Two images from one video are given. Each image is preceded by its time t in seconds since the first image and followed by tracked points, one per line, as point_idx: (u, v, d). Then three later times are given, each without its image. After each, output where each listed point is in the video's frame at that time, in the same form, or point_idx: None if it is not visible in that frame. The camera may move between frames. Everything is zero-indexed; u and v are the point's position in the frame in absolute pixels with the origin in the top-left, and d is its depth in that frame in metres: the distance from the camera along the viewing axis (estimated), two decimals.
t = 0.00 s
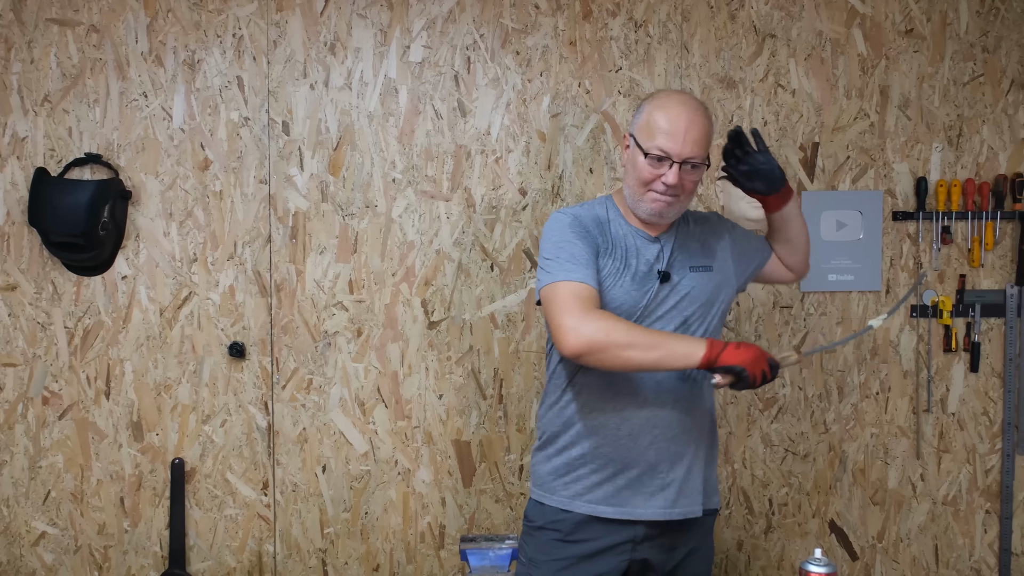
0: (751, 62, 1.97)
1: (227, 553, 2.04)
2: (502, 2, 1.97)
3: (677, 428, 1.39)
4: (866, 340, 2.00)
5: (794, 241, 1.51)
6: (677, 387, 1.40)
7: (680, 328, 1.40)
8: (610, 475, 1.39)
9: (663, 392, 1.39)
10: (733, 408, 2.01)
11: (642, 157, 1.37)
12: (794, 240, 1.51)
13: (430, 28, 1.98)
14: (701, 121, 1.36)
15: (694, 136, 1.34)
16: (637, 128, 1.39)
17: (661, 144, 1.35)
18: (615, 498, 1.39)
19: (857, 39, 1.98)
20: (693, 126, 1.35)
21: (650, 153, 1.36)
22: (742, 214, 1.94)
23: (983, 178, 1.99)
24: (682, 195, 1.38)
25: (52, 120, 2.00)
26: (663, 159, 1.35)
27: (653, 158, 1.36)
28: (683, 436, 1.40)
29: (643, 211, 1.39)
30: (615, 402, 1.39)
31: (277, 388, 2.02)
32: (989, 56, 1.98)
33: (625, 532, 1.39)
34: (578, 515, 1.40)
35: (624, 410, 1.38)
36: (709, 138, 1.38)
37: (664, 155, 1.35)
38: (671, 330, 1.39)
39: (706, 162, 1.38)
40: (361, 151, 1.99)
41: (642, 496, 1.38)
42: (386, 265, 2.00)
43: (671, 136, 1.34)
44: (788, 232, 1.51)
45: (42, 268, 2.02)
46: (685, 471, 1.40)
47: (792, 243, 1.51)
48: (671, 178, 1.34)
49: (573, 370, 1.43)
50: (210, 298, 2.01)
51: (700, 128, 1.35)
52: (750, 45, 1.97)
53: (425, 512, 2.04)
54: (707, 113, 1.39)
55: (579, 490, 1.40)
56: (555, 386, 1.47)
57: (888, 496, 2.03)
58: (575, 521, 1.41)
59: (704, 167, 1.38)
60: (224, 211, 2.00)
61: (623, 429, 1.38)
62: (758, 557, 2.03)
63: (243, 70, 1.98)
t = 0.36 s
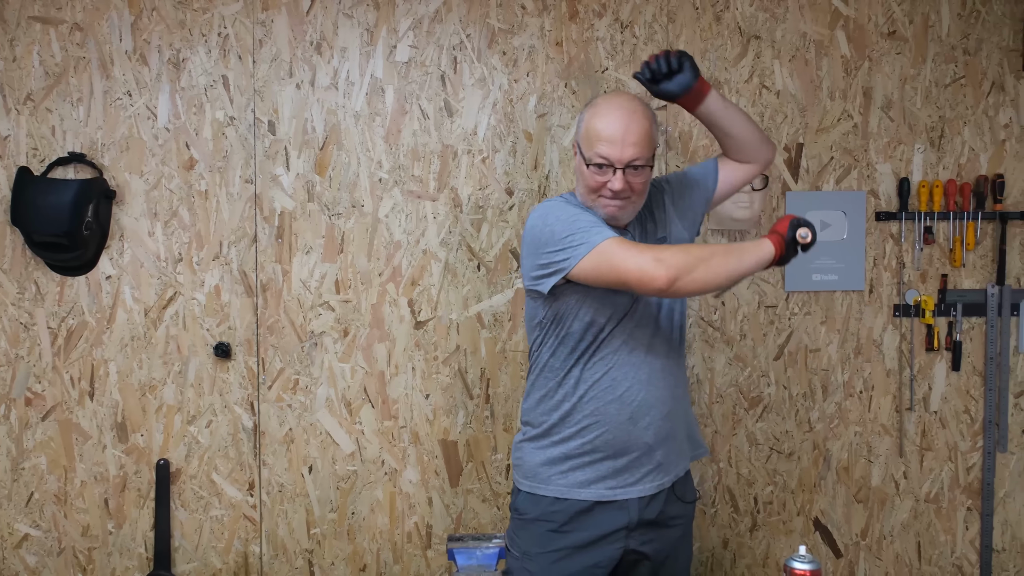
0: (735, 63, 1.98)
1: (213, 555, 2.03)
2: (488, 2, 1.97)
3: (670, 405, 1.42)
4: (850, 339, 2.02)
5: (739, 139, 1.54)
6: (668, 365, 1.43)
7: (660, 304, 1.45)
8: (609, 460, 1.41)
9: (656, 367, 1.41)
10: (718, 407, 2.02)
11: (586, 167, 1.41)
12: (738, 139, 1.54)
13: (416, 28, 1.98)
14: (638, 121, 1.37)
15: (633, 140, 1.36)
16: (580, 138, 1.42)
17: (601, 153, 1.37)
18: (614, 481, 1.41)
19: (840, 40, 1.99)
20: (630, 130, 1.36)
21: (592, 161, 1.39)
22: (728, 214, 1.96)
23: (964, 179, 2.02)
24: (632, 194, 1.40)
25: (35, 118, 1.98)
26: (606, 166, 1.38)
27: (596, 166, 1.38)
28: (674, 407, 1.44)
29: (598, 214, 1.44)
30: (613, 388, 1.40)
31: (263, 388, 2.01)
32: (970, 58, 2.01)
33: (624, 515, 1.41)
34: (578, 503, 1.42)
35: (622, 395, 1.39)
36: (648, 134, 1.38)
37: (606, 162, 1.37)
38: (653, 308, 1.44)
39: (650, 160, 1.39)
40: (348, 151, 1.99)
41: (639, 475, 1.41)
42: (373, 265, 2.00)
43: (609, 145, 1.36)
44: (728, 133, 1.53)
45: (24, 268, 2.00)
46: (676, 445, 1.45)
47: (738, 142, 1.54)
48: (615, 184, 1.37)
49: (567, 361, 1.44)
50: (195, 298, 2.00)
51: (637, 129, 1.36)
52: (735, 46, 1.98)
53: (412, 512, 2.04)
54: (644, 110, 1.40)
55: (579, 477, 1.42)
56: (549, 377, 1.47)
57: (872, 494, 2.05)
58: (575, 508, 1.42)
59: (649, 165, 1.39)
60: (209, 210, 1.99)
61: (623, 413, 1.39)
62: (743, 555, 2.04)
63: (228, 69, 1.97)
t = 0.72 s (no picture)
0: (725, 64, 1.99)
1: (203, 556, 2.02)
2: (479, 2, 1.98)
3: (597, 405, 1.44)
4: (838, 338, 2.03)
5: (639, 117, 1.47)
6: (596, 367, 1.44)
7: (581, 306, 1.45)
8: (542, 463, 1.46)
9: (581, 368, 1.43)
10: (708, 406, 2.03)
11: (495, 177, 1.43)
12: (638, 116, 1.47)
13: (406, 28, 1.97)
14: (541, 126, 1.40)
15: (537, 145, 1.39)
16: (489, 149, 1.45)
17: (507, 159, 1.40)
18: (551, 482, 1.46)
19: (829, 42, 2.01)
20: (533, 136, 1.39)
21: (500, 169, 1.41)
22: (717, 215, 1.92)
23: (951, 179, 2.03)
24: (543, 198, 1.41)
25: (23, 117, 1.97)
26: (512, 173, 1.40)
27: (503, 174, 1.41)
28: (604, 403, 1.45)
29: (514, 222, 1.45)
30: (537, 395, 1.43)
31: (254, 388, 2.01)
32: (957, 59, 2.02)
33: (567, 512, 1.47)
34: (519, 503, 1.48)
35: (546, 400, 1.43)
36: (552, 138, 1.41)
37: (512, 169, 1.40)
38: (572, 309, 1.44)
39: (556, 165, 1.41)
40: (338, 151, 1.98)
41: (574, 473, 1.46)
42: (364, 265, 2.00)
43: (513, 152, 1.39)
44: (623, 111, 1.47)
45: (12, 268, 1.99)
46: (613, 440, 1.48)
47: (638, 120, 1.48)
48: (523, 189, 1.39)
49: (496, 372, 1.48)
50: (185, 298, 2.00)
51: (540, 134, 1.39)
52: (724, 47, 1.99)
53: (403, 512, 2.04)
54: (548, 116, 1.43)
55: (517, 481, 1.48)
56: (483, 386, 1.52)
57: (861, 493, 2.06)
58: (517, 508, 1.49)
59: (557, 169, 1.41)
60: (199, 210, 1.98)
61: (548, 418, 1.43)
62: (733, 554, 2.05)
63: (217, 68, 1.97)
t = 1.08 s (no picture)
0: (719, 64, 2.00)
1: (197, 557, 2.02)
2: (473, 2, 1.97)
3: (519, 411, 1.47)
4: (832, 338, 2.04)
5: (615, 149, 1.41)
6: (518, 372, 1.47)
7: (504, 314, 1.48)
8: (475, 465, 1.52)
9: (500, 376, 1.47)
10: (702, 406, 2.03)
11: (432, 169, 1.52)
12: (614, 149, 1.41)
13: (401, 28, 1.97)
14: (475, 122, 1.51)
15: (472, 137, 1.49)
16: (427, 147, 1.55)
17: (444, 151, 1.49)
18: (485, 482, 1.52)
19: (823, 42, 2.01)
20: (468, 130, 1.50)
21: (436, 163, 1.51)
22: (711, 215, 1.92)
23: (945, 179, 2.04)
24: (478, 189, 1.50)
25: (15, 117, 1.96)
26: (447, 165, 1.50)
27: (440, 166, 1.50)
28: (526, 410, 1.47)
29: (451, 215, 1.52)
30: (463, 398, 1.50)
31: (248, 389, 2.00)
32: (950, 60, 2.03)
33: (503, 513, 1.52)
34: (460, 503, 1.55)
35: (472, 404, 1.49)
36: (486, 134, 1.52)
37: (447, 161, 1.49)
38: (493, 318, 1.48)
39: (490, 157, 1.51)
40: (332, 151, 1.98)
41: (507, 475, 1.50)
42: (358, 265, 1.99)
43: (449, 144, 1.49)
44: (601, 140, 1.41)
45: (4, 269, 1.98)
46: (543, 446, 1.49)
47: (612, 150, 1.42)
48: (457, 179, 1.48)
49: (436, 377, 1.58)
50: (179, 299, 1.99)
51: (475, 128, 1.50)
52: (718, 47, 1.99)
53: (398, 513, 2.03)
54: (483, 115, 1.54)
55: (457, 482, 1.55)
56: (430, 389, 1.62)
57: (855, 492, 2.07)
58: (457, 508, 1.56)
59: (491, 162, 1.51)
60: (192, 210, 1.98)
61: (473, 422, 1.49)
62: (727, 553, 2.05)
63: (211, 68, 1.96)
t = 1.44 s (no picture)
0: (716, 63, 1.99)
1: (191, 558, 2.01)
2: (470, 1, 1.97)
3: (492, 417, 1.47)
4: (829, 338, 2.04)
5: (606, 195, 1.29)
6: (490, 381, 1.46)
7: (478, 322, 1.47)
8: (452, 467, 1.53)
9: (473, 384, 1.47)
10: (699, 406, 2.03)
11: (417, 164, 1.53)
12: (605, 197, 1.29)
13: (397, 27, 1.96)
14: (462, 120, 1.52)
15: (456, 134, 1.51)
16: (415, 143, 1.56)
17: (430, 145, 1.51)
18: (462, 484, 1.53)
19: (820, 42, 2.01)
20: (453, 126, 1.51)
21: (422, 157, 1.52)
22: (708, 214, 1.92)
23: (941, 179, 2.04)
24: (461, 186, 1.51)
25: (8, 116, 1.95)
26: (432, 160, 1.51)
27: (426, 161, 1.52)
28: (500, 418, 1.47)
29: (434, 210, 1.53)
30: (437, 403, 1.51)
31: (243, 389, 1.99)
32: (946, 60, 2.03)
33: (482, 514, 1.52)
34: (441, 501, 1.57)
35: (446, 409, 1.50)
36: (473, 132, 1.53)
37: (432, 156, 1.51)
38: (467, 327, 1.47)
39: (475, 154, 1.52)
40: (328, 151, 1.97)
41: (482, 479, 1.51)
42: (354, 265, 1.99)
43: (435, 139, 1.51)
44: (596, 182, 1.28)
45: None
46: (518, 452, 1.49)
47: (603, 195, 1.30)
48: (441, 174, 1.49)
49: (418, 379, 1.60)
50: (174, 299, 1.98)
51: (461, 126, 1.51)
52: (715, 47, 1.99)
53: (394, 513, 2.03)
54: (470, 114, 1.55)
55: (439, 481, 1.57)
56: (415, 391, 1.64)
57: (851, 492, 2.07)
58: (439, 505, 1.58)
59: (476, 159, 1.52)
60: (187, 209, 1.97)
61: (448, 426, 1.50)
62: (723, 554, 2.05)
63: (206, 67, 1.95)
